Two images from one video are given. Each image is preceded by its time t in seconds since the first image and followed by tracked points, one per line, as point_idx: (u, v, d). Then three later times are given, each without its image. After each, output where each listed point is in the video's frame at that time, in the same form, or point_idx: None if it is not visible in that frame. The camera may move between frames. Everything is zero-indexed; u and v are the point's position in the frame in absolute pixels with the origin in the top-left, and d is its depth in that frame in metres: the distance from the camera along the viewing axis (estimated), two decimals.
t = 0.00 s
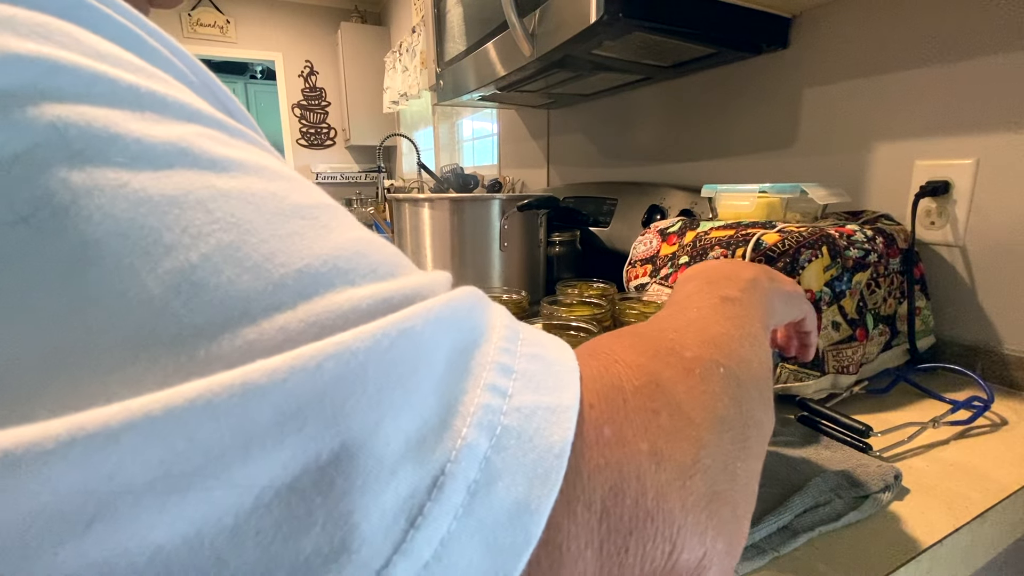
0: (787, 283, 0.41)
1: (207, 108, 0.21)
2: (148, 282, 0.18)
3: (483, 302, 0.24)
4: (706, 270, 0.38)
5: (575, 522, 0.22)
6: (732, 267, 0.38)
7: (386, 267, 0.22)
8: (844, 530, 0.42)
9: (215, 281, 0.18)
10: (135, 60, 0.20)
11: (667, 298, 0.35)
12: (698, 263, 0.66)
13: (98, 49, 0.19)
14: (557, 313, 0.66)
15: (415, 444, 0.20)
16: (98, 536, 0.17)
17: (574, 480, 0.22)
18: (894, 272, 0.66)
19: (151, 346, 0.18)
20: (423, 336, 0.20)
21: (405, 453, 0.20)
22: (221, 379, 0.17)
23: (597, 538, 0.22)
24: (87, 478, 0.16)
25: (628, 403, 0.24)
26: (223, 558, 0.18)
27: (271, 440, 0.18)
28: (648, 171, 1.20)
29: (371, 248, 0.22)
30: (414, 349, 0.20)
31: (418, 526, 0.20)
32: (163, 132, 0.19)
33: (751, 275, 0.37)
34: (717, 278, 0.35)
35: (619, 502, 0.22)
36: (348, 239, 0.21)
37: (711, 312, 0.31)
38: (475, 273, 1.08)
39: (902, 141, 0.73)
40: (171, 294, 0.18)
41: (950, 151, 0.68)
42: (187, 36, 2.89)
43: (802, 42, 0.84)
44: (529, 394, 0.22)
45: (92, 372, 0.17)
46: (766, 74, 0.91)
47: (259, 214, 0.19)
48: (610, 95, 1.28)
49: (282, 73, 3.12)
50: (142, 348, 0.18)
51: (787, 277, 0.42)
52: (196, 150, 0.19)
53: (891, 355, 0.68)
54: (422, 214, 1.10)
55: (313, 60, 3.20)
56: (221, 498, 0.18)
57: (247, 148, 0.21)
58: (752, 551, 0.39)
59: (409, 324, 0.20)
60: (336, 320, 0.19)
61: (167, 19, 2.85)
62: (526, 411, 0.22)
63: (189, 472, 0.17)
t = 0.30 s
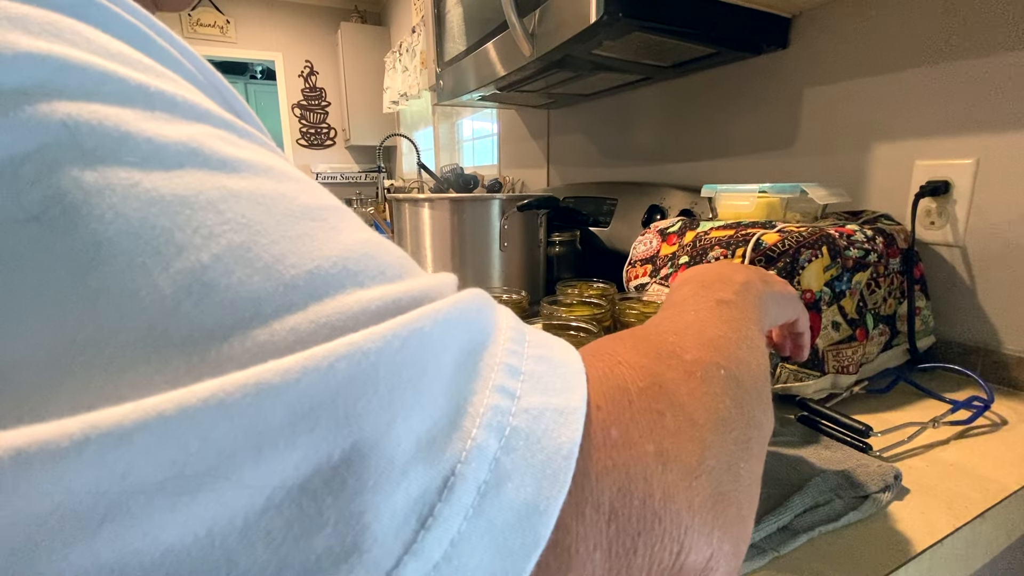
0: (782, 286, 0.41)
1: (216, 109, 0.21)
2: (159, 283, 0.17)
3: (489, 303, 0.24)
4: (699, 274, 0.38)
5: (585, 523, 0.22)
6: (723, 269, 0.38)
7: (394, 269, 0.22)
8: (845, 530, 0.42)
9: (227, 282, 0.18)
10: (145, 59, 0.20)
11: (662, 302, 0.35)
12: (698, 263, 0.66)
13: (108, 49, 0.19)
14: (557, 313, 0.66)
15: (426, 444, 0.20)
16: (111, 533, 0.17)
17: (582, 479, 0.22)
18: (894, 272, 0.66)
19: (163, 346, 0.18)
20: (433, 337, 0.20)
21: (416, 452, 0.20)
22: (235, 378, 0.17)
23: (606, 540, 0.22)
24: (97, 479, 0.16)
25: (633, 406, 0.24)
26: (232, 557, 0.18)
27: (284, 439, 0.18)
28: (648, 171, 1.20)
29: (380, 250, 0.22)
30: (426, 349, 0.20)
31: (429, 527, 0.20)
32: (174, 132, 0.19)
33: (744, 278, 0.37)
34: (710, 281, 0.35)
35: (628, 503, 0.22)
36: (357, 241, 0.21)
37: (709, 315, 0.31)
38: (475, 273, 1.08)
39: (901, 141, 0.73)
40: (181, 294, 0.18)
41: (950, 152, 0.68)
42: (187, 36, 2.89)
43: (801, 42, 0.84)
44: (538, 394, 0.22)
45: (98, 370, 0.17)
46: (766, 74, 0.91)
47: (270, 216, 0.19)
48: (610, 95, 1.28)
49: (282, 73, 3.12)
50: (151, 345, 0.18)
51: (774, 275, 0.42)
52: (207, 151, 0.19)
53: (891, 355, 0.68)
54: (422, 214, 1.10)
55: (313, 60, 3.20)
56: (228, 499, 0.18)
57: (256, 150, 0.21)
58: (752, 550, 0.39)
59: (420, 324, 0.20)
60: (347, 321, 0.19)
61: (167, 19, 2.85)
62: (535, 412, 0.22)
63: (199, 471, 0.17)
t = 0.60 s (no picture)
0: (780, 285, 0.41)
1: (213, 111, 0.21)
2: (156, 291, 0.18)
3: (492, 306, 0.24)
4: (694, 272, 0.38)
5: (592, 532, 0.22)
6: (719, 268, 0.38)
7: (395, 273, 0.21)
8: (844, 530, 0.42)
9: (221, 289, 0.18)
10: (139, 61, 0.20)
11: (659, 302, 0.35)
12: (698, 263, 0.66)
13: (101, 51, 0.19)
14: (557, 313, 0.65)
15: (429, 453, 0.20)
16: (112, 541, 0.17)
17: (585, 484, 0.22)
18: (894, 272, 0.66)
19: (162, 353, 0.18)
20: (436, 345, 0.20)
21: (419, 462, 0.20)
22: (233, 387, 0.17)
23: (612, 548, 0.22)
24: (94, 487, 0.17)
25: (638, 411, 0.24)
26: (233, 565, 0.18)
27: (286, 449, 0.18)
28: (648, 171, 1.20)
29: (381, 256, 0.22)
30: (429, 356, 0.20)
31: (432, 539, 0.20)
32: (166, 135, 0.19)
33: (740, 275, 0.37)
34: (706, 280, 0.35)
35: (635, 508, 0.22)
36: (358, 245, 0.21)
37: (709, 316, 0.31)
38: (475, 273, 1.08)
39: (901, 141, 0.73)
40: (178, 303, 0.18)
41: (949, 151, 0.68)
42: (187, 36, 2.89)
43: (801, 42, 0.84)
44: (542, 401, 0.22)
45: (103, 374, 0.18)
46: (766, 74, 0.91)
47: (266, 221, 0.19)
48: (610, 95, 1.28)
49: (282, 73, 3.12)
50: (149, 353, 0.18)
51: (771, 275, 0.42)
52: (201, 154, 0.19)
53: (891, 355, 0.68)
54: (422, 214, 1.10)
55: (313, 60, 3.20)
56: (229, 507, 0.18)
57: (253, 152, 0.21)
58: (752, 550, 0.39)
59: (423, 331, 0.20)
60: (347, 329, 0.19)
61: (167, 19, 2.85)
62: (539, 420, 0.22)
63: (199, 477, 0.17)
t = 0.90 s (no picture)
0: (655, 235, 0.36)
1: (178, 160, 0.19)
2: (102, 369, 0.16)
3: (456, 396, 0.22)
4: (596, 229, 0.32)
5: None
6: (619, 215, 0.32)
7: (364, 353, 0.20)
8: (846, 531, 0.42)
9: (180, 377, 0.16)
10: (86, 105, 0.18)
11: (562, 283, 0.30)
12: (698, 263, 0.66)
13: (39, 98, 0.17)
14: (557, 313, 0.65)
15: None
16: None
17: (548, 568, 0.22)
18: (894, 272, 0.66)
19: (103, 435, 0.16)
20: (377, 489, 0.19)
21: None
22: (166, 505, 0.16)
23: None
24: None
25: (593, 521, 0.22)
26: None
27: None
28: (648, 171, 1.20)
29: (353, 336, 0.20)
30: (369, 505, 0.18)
31: None
32: (114, 203, 0.17)
33: (642, 225, 0.32)
34: (613, 247, 0.30)
35: None
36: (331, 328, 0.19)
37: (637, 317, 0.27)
38: (475, 273, 1.08)
39: (901, 142, 0.73)
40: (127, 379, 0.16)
41: (950, 151, 0.68)
42: (187, 36, 2.89)
43: (802, 42, 0.84)
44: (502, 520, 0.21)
45: (40, 439, 0.16)
46: (766, 74, 0.91)
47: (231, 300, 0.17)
48: (610, 95, 1.28)
49: (282, 73, 3.12)
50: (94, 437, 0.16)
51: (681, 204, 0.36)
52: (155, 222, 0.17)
53: (891, 355, 0.68)
54: (421, 215, 1.10)
55: (313, 59, 3.20)
56: None
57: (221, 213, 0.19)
58: (752, 551, 0.39)
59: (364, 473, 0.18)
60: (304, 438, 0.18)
61: (167, 19, 2.85)
62: (494, 547, 0.20)
63: None
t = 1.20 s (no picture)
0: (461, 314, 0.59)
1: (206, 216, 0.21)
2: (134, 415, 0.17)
3: (447, 444, 0.24)
4: (440, 342, 0.46)
5: None
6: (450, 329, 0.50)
7: (372, 396, 0.22)
8: (846, 531, 0.42)
9: (213, 422, 0.18)
10: (123, 171, 0.19)
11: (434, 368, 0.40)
12: (698, 263, 0.66)
13: (80, 166, 0.18)
14: (557, 313, 0.65)
15: None
16: None
17: None
18: (894, 272, 0.66)
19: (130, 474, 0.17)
20: (406, 480, 0.21)
21: None
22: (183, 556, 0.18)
23: None
24: None
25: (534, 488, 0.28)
26: None
27: None
28: (649, 171, 1.20)
29: (358, 380, 0.22)
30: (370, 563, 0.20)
31: None
32: (149, 263, 0.18)
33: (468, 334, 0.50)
34: (449, 343, 0.46)
35: (558, 552, 0.27)
36: (341, 375, 0.21)
37: (494, 380, 0.39)
38: (475, 273, 1.08)
39: (901, 142, 0.73)
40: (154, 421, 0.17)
41: (949, 151, 0.68)
42: (187, 36, 2.89)
43: (802, 42, 0.84)
44: (487, 560, 0.23)
45: (114, 472, 0.17)
46: (766, 75, 0.91)
47: (262, 352, 0.19)
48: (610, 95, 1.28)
49: (282, 73, 3.12)
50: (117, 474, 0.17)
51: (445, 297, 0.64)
52: (190, 282, 0.19)
53: (891, 355, 0.68)
54: (422, 214, 1.10)
55: (313, 59, 3.20)
56: None
57: (244, 270, 0.21)
58: (751, 551, 0.39)
59: (365, 533, 0.20)
60: (331, 469, 0.20)
61: (167, 18, 2.85)
62: (493, 534, 0.23)
63: None
